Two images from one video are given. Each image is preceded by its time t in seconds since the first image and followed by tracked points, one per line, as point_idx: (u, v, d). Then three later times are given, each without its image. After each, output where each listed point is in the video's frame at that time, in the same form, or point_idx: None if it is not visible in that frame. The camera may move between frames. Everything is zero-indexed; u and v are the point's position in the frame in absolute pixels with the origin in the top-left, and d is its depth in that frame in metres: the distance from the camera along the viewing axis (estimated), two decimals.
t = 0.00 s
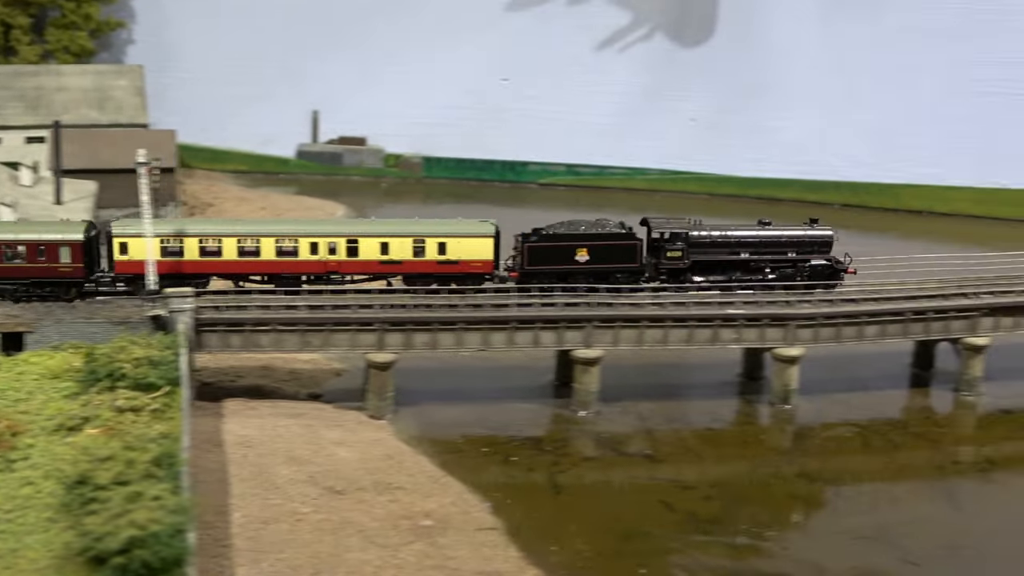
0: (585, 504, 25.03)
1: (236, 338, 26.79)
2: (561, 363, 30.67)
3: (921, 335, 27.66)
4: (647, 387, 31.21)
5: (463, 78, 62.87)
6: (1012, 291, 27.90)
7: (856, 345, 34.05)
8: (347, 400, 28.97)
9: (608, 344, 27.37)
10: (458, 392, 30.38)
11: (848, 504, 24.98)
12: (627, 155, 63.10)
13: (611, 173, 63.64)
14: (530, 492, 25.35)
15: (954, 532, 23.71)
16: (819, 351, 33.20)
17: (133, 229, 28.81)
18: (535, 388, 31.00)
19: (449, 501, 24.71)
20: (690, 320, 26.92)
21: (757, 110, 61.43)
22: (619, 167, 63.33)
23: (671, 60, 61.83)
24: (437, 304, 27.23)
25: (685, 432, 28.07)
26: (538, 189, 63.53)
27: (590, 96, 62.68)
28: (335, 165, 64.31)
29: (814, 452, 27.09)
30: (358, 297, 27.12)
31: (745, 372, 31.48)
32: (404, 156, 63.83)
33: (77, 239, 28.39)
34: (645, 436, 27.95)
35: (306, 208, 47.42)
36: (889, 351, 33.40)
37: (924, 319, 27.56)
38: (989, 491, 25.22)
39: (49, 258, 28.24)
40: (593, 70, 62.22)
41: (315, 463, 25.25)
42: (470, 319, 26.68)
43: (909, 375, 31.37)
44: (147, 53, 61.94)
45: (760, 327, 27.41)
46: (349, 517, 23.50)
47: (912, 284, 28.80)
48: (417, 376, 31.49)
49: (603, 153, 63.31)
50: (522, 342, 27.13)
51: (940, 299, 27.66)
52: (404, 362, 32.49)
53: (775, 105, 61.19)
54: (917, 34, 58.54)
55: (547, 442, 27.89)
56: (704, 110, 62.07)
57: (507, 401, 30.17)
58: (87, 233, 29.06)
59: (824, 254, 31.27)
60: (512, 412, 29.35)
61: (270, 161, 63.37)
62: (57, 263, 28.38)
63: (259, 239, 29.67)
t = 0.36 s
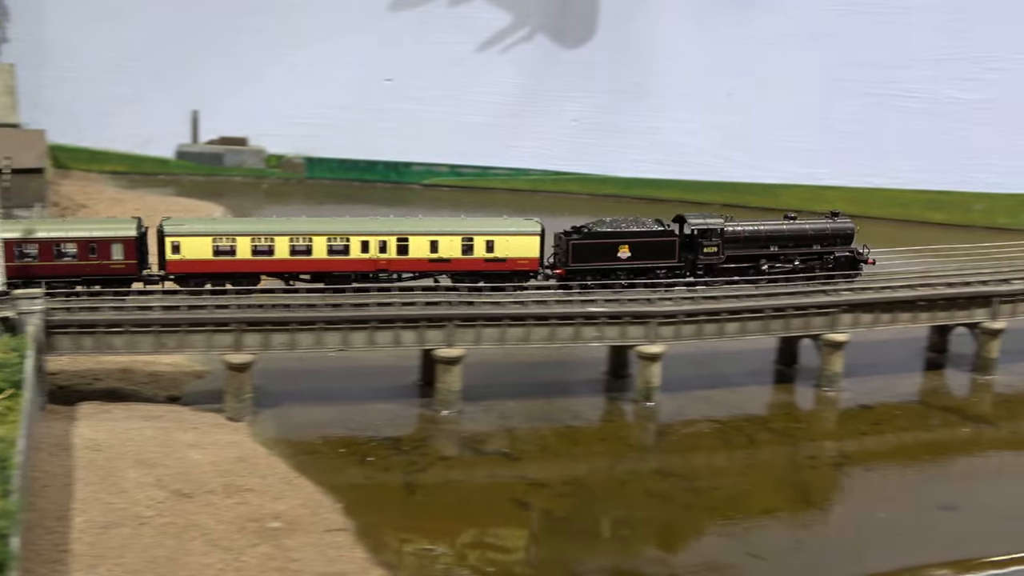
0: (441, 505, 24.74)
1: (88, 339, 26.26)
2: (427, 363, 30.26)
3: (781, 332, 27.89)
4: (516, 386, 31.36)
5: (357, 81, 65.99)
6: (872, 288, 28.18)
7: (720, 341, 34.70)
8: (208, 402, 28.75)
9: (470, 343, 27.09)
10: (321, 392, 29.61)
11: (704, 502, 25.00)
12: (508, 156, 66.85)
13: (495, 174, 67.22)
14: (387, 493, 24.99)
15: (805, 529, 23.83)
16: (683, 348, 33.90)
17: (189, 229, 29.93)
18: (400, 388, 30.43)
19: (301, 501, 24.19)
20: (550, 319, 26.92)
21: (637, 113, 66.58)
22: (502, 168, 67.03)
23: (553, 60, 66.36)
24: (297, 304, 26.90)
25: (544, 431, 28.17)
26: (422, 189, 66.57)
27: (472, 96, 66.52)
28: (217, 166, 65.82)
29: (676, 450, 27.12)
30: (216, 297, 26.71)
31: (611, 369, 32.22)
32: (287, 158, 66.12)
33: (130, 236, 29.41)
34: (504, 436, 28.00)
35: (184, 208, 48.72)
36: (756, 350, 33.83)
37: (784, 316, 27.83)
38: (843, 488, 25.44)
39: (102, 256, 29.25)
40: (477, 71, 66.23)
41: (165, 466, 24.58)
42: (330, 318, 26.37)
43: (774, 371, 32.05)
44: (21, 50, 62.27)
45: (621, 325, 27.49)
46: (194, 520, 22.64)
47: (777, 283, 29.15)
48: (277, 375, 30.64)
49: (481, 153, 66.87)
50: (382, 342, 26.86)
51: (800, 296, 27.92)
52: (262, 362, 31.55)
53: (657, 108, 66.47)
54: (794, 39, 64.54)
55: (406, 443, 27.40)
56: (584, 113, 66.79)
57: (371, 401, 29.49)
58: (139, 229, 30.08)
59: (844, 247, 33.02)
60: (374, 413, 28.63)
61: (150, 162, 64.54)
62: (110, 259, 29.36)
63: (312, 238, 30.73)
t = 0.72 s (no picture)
0: (318, 512, 24.08)
1: (15, 345, 25.37)
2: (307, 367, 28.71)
3: (665, 332, 27.74)
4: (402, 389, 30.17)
5: (252, 80, 67.91)
6: (755, 288, 28.01)
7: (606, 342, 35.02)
8: (83, 408, 28.07)
9: (350, 347, 26.82)
10: (201, 398, 28.88)
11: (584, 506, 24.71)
12: (405, 157, 69.37)
13: (395, 177, 69.57)
14: (262, 501, 24.28)
15: (682, 532, 23.69)
16: (571, 351, 34.11)
17: (261, 230, 28.24)
18: (280, 394, 29.32)
19: (171, 509, 23.37)
20: (431, 320, 26.64)
21: (532, 114, 68.92)
22: (400, 169, 69.42)
23: (447, 62, 69.10)
24: (172, 309, 26.35)
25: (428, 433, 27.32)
26: (318, 190, 69.01)
27: (366, 99, 69.24)
28: (109, 168, 68.47)
29: (559, 452, 26.79)
30: (88, 301, 25.94)
31: (496, 372, 31.45)
32: (181, 160, 68.77)
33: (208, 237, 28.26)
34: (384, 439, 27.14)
35: (75, 208, 50.47)
36: (642, 349, 34.21)
37: (668, 317, 27.61)
38: (722, 489, 25.34)
39: (179, 257, 28.05)
40: (371, 70, 68.99)
41: (31, 473, 23.55)
42: (205, 322, 25.81)
43: (661, 372, 32.24)
44: None
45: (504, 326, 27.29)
46: (57, 529, 21.57)
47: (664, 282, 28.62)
48: (156, 381, 29.89)
49: (381, 155, 69.39)
50: (261, 346, 26.37)
51: (682, 296, 27.69)
52: (140, 368, 30.77)
53: (548, 109, 68.67)
54: (684, 39, 67.10)
55: (282, 449, 26.40)
56: (481, 114, 69.23)
57: (251, 405, 28.65)
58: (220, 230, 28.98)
59: (872, 240, 32.13)
60: (253, 418, 27.73)
61: (41, 164, 67.51)
62: (187, 261, 28.20)
63: (384, 238, 29.08)
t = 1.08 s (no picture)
0: (181, 512, 23.47)
1: (46, 343, 25.22)
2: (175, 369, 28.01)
3: (541, 331, 27.59)
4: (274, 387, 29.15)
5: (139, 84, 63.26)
6: (633, 286, 27.95)
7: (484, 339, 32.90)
8: None
9: (219, 347, 26.27)
10: (67, 402, 28.22)
11: (452, 506, 24.34)
12: (299, 155, 62.39)
13: (287, 176, 62.63)
14: (123, 503, 23.58)
15: (549, 529, 23.46)
16: (445, 349, 31.76)
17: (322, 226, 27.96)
18: (151, 395, 28.89)
19: (26, 512, 22.61)
20: (303, 320, 26.21)
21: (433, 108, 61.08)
22: (294, 168, 62.47)
23: (341, 62, 61.91)
24: (33, 310, 25.48)
25: (297, 433, 26.72)
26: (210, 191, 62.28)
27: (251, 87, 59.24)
28: None
29: (432, 452, 26.34)
30: None
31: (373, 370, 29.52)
32: (68, 160, 62.28)
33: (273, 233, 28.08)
34: (253, 439, 26.42)
35: None
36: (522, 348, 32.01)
37: (544, 315, 27.42)
38: (592, 486, 25.16)
39: (246, 253, 28.06)
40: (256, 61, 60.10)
41: None
42: (69, 323, 25.03)
43: (539, 369, 30.20)
44: None
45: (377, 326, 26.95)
46: None
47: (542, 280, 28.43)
48: (21, 385, 29.17)
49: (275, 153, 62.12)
50: (127, 347, 25.71)
51: (557, 294, 27.56)
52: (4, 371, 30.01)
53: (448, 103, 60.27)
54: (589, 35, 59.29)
55: (148, 450, 25.87)
56: (375, 111, 62.05)
57: (119, 408, 28.07)
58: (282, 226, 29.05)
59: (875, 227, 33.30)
60: (120, 421, 27.23)
61: None
62: (251, 257, 28.07)
63: (402, 234, 28.42)
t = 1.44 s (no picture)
0: (42, 517, 22.84)
1: None
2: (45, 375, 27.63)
3: (422, 332, 27.37)
4: (152, 392, 28.84)
5: (32, 83, 60.34)
6: (516, 286, 27.78)
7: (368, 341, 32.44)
8: None
9: (90, 351, 25.63)
10: None
11: (322, 509, 24.06)
12: (196, 158, 61.00)
13: (184, 178, 61.46)
14: None
15: (419, 531, 23.25)
16: (325, 352, 31.25)
17: (385, 222, 28.65)
18: (23, 402, 28.35)
19: None
20: (178, 323, 25.73)
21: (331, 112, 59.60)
22: (189, 170, 61.25)
23: (239, 62, 59.54)
24: None
25: (170, 438, 26.34)
26: (103, 193, 61.22)
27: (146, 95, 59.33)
28: None
29: (309, 456, 26.02)
30: None
31: (253, 375, 29.30)
32: None
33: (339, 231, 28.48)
34: (124, 445, 25.98)
35: None
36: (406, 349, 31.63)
37: (425, 316, 27.22)
38: (467, 488, 24.98)
39: (313, 251, 28.31)
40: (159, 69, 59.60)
41: None
42: None
43: (424, 371, 29.89)
44: None
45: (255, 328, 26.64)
46: None
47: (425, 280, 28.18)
48: None
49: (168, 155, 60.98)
50: None
51: (439, 295, 27.35)
52: None
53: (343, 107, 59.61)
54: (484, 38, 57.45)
55: (13, 457, 25.24)
56: (274, 113, 60.06)
57: None
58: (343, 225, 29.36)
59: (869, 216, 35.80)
60: None
61: None
62: (318, 255, 28.39)
63: (455, 229, 29.35)
